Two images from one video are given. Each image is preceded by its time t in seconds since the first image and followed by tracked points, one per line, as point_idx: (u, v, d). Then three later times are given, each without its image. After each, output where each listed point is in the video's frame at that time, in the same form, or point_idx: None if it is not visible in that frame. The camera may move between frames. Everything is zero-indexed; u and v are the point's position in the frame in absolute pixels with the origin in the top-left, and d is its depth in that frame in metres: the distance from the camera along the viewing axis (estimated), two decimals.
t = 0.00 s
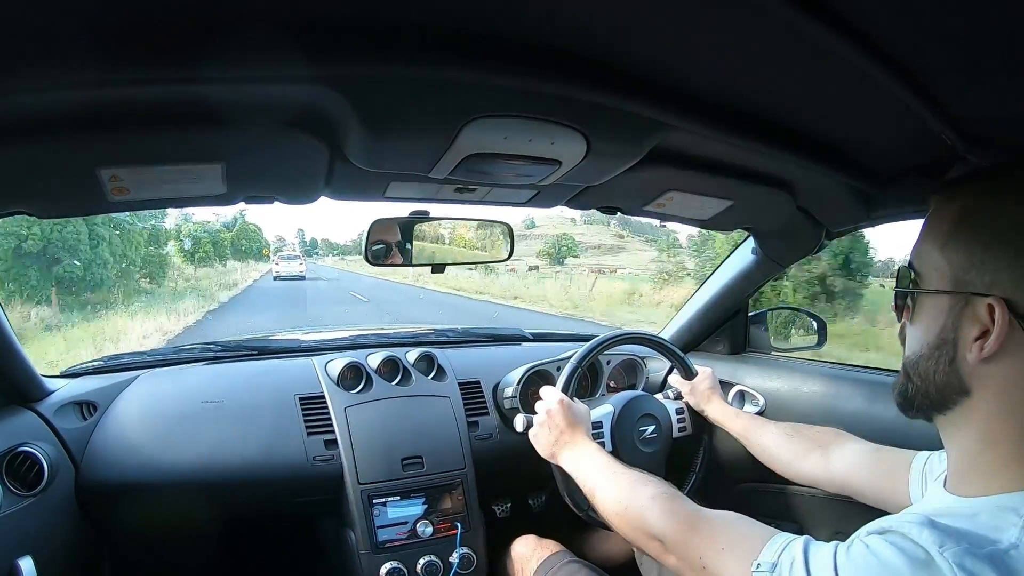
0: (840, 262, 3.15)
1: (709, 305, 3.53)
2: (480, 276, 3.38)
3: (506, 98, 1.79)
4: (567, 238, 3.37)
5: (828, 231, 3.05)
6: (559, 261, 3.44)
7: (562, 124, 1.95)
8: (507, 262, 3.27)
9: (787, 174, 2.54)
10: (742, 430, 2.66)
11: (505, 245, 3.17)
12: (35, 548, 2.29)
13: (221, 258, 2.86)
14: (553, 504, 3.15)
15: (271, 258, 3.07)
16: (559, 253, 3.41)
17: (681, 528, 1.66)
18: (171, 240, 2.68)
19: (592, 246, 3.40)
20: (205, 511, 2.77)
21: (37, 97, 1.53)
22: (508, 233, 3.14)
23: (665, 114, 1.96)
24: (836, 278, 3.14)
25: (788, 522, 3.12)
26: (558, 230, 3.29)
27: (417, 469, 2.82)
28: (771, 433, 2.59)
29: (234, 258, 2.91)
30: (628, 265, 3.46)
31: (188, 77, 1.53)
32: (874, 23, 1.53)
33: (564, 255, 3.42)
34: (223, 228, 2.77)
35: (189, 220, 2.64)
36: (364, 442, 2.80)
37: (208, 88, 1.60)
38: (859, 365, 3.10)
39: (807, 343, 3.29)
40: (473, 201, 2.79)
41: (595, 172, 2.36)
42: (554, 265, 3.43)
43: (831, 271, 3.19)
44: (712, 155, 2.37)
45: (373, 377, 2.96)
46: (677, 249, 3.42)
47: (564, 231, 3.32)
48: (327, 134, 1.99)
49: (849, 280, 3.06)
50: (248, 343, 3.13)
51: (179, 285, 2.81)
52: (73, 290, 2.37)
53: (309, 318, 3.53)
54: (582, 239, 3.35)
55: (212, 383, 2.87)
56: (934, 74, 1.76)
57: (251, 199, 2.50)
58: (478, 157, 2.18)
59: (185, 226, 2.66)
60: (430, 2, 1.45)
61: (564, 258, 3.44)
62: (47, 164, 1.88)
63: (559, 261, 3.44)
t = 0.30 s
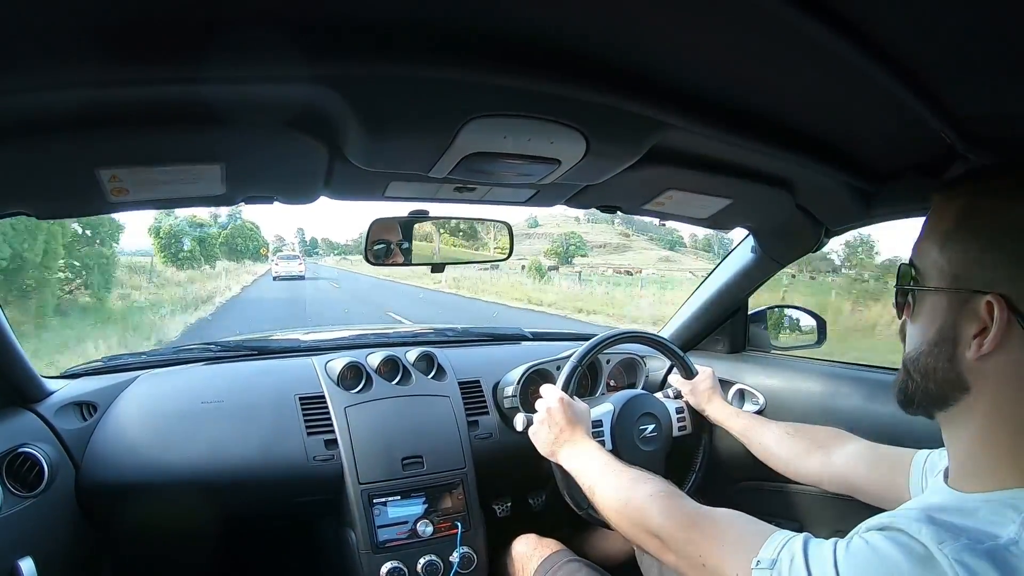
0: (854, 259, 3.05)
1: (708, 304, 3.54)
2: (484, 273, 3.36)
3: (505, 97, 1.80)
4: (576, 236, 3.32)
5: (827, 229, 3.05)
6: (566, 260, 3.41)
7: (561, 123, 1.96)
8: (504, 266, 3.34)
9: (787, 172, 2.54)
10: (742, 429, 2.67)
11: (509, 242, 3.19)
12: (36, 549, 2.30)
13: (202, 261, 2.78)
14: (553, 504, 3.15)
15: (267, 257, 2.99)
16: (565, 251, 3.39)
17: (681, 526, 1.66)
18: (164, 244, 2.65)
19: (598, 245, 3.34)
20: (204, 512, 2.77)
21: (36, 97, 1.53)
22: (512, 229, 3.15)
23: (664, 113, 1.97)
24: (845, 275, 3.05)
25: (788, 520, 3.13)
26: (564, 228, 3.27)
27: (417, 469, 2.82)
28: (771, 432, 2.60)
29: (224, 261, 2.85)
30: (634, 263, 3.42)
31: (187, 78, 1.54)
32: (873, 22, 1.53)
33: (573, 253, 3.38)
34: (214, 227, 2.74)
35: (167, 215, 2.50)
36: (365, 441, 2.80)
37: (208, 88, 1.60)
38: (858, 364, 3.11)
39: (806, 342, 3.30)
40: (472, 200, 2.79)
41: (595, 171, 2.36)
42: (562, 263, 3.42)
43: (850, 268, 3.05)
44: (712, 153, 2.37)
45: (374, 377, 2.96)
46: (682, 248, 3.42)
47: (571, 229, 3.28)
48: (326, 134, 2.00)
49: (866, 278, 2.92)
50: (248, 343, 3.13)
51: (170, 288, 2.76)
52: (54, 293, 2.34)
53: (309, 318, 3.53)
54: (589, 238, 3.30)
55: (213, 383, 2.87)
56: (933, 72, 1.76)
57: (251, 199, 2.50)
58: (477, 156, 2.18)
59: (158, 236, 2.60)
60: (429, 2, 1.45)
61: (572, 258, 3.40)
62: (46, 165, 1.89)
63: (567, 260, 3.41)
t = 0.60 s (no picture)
0: (865, 259, 3.01)
1: (708, 303, 3.54)
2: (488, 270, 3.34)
3: (505, 97, 1.80)
4: (584, 234, 3.30)
5: (826, 228, 3.06)
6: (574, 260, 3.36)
7: (561, 122, 1.96)
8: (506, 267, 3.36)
9: (786, 171, 2.54)
10: (742, 428, 2.67)
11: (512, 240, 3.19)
12: (35, 550, 2.29)
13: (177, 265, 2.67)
14: (553, 503, 3.15)
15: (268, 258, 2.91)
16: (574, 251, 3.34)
17: (681, 526, 1.66)
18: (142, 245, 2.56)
19: (605, 243, 3.34)
20: (203, 511, 2.76)
21: (35, 97, 1.53)
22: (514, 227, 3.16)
23: (663, 112, 1.97)
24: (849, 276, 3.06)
25: (788, 519, 3.13)
26: (571, 228, 3.26)
27: (417, 468, 2.82)
28: (771, 432, 2.60)
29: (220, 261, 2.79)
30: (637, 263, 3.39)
31: (186, 78, 1.54)
32: (872, 21, 1.53)
33: (581, 253, 3.33)
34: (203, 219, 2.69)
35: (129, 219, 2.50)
36: (364, 441, 2.80)
37: (207, 88, 1.60)
38: (857, 362, 3.11)
39: (807, 341, 3.31)
40: (471, 199, 2.79)
41: (593, 170, 2.37)
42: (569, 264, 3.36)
43: (861, 268, 3.03)
44: (711, 152, 2.37)
45: (373, 376, 2.96)
46: (687, 247, 3.46)
47: (582, 227, 3.27)
48: (325, 134, 1.99)
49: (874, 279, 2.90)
50: (248, 343, 3.12)
51: (175, 288, 2.68)
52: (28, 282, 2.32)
53: (309, 318, 3.52)
54: (597, 236, 3.30)
55: (212, 383, 2.87)
56: (933, 71, 1.77)
57: (250, 199, 2.49)
58: (476, 155, 2.18)
59: (130, 236, 2.53)
60: (429, 3, 1.45)
61: (580, 258, 3.35)
62: (45, 165, 1.88)
63: (575, 261, 3.35)
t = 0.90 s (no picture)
0: (878, 260, 2.93)
1: (708, 304, 3.55)
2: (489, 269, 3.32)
3: (505, 97, 1.80)
4: (592, 234, 3.34)
5: (827, 229, 3.06)
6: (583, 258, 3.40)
7: (562, 123, 1.96)
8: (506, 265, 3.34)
9: (786, 172, 2.54)
10: (742, 430, 2.67)
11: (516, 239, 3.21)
12: (35, 549, 2.30)
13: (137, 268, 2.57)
14: (553, 503, 3.15)
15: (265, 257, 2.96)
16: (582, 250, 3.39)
17: (681, 527, 1.66)
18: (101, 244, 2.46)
19: (612, 241, 3.37)
20: (203, 511, 2.76)
21: (36, 97, 1.53)
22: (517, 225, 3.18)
23: (664, 113, 1.97)
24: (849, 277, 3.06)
25: (788, 520, 3.13)
26: (577, 227, 3.28)
27: (417, 469, 2.82)
28: (770, 433, 2.60)
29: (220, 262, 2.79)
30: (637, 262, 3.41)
31: (188, 77, 1.54)
32: (873, 21, 1.53)
33: (590, 252, 3.38)
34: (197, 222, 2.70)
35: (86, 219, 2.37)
36: (364, 441, 2.80)
37: (208, 88, 1.60)
38: (857, 363, 3.11)
39: (805, 342, 3.29)
40: (472, 200, 2.79)
41: (594, 171, 2.37)
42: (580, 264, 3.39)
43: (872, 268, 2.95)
44: (711, 153, 2.37)
45: (373, 377, 2.96)
46: (694, 247, 3.49)
47: (591, 226, 3.29)
48: (326, 134, 1.99)
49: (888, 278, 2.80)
50: (248, 343, 3.12)
51: (170, 289, 2.71)
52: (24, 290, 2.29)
53: (309, 318, 3.52)
54: (605, 236, 3.34)
55: (213, 383, 2.87)
56: (933, 72, 1.77)
57: (251, 199, 2.50)
58: (477, 155, 2.18)
59: (88, 231, 2.44)
60: (429, 2, 1.45)
61: (589, 256, 3.40)
62: (46, 164, 1.88)
63: (584, 259, 3.40)
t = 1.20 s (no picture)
0: (892, 259, 2.85)
1: (709, 304, 3.54)
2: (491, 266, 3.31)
3: (504, 97, 1.79)
4: (603, 233, 3.29)
5: (828, 228, 3.05)
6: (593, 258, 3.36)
7: (562, 123, 1.96)
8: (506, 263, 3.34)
9: (787, 172, 2.54)
10: (742, 430, 2.66)
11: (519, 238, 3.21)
12: (35, 550, 2.29)
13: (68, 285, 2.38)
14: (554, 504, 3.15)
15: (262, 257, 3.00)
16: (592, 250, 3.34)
17: (682, 527, 1.65)
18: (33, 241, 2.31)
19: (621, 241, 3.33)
20: (204, 511, 2.76)
21: (35, 97, 1.53)
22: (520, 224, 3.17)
23: (664, 113, 1.97)
24: (850, 276, 3.05)
25: (788, 519, 3.13)
26: (584, 226, 3.23)
27: (417, 469, 2.82)
28: (771, 433, 2.59)
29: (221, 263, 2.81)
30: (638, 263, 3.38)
31: (187, 78, 1.54)
32: (873, 21, 1.53)
33: (600, 252, 3.33)
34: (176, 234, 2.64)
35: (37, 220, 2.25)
36: (364, 442, 2.80)
37: (207, 89, 1.60)
38: (858, 363, 3.10)
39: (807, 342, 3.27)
40: (471, 200, 2.78)
41: (594, 171, 2.36)
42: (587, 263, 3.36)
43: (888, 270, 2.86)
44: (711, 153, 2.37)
45: (373, 377, 2.96)
46: (701, 247, 3.47)
47: (601, 226, 3.24)
48: (326, 134, 1.99)
49: (896, 277, 2.71)
50: (248, 343, 3.11)
51: (168, 288, 2.74)
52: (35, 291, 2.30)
53: (309, 318, 3.52)
54: (616, 235, 3.28)
55: (213, 382, 2.87)
56: (934, 71, 1.76)
57: (250, 198, 2.49)
58: (477, 155, 2.18)
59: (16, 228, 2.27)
60: (428, 2, 1.45)
61: (599, 256, 3.34)
62: (45, 165, 1.88)
63: (593, 258, 3.35)
